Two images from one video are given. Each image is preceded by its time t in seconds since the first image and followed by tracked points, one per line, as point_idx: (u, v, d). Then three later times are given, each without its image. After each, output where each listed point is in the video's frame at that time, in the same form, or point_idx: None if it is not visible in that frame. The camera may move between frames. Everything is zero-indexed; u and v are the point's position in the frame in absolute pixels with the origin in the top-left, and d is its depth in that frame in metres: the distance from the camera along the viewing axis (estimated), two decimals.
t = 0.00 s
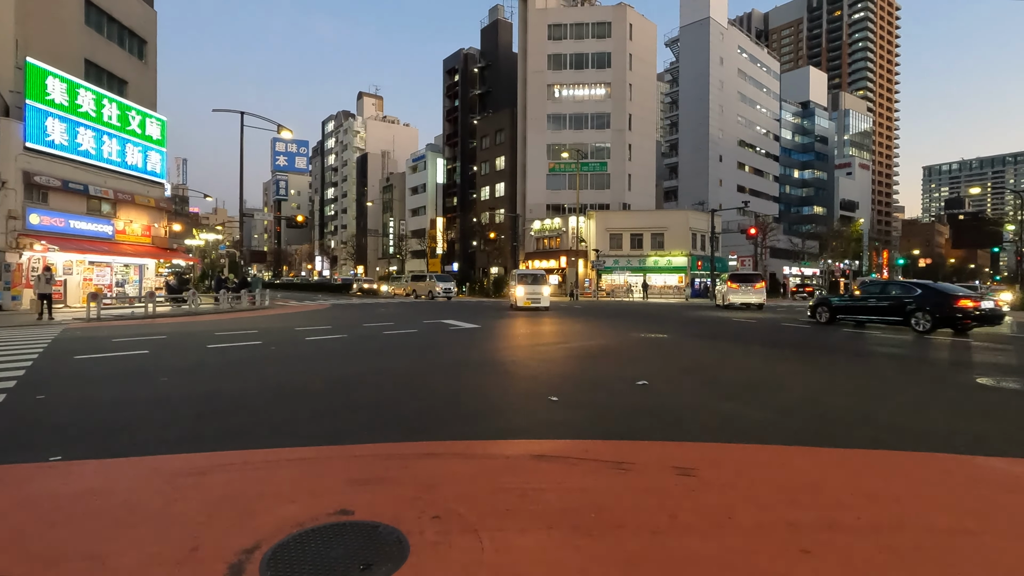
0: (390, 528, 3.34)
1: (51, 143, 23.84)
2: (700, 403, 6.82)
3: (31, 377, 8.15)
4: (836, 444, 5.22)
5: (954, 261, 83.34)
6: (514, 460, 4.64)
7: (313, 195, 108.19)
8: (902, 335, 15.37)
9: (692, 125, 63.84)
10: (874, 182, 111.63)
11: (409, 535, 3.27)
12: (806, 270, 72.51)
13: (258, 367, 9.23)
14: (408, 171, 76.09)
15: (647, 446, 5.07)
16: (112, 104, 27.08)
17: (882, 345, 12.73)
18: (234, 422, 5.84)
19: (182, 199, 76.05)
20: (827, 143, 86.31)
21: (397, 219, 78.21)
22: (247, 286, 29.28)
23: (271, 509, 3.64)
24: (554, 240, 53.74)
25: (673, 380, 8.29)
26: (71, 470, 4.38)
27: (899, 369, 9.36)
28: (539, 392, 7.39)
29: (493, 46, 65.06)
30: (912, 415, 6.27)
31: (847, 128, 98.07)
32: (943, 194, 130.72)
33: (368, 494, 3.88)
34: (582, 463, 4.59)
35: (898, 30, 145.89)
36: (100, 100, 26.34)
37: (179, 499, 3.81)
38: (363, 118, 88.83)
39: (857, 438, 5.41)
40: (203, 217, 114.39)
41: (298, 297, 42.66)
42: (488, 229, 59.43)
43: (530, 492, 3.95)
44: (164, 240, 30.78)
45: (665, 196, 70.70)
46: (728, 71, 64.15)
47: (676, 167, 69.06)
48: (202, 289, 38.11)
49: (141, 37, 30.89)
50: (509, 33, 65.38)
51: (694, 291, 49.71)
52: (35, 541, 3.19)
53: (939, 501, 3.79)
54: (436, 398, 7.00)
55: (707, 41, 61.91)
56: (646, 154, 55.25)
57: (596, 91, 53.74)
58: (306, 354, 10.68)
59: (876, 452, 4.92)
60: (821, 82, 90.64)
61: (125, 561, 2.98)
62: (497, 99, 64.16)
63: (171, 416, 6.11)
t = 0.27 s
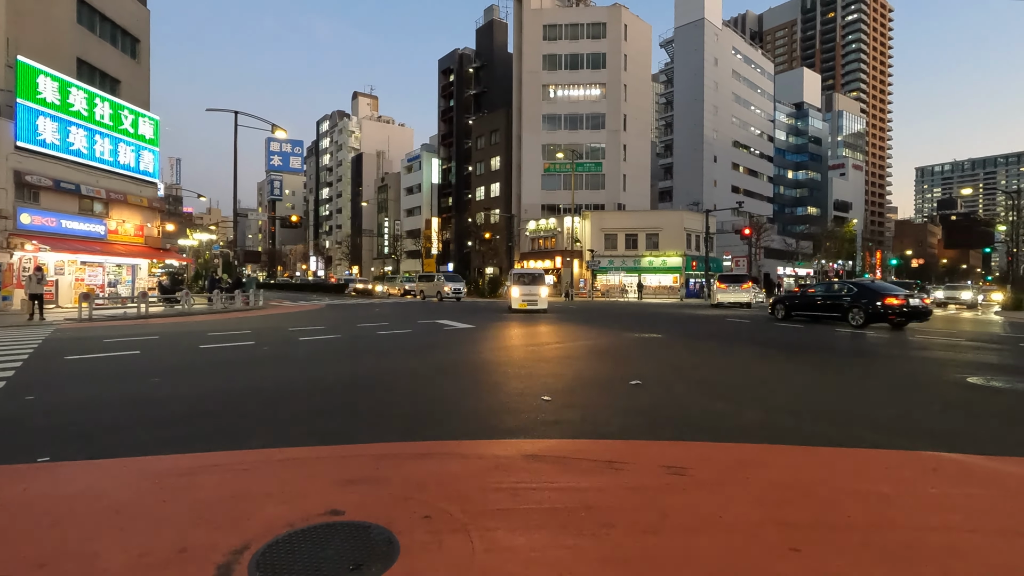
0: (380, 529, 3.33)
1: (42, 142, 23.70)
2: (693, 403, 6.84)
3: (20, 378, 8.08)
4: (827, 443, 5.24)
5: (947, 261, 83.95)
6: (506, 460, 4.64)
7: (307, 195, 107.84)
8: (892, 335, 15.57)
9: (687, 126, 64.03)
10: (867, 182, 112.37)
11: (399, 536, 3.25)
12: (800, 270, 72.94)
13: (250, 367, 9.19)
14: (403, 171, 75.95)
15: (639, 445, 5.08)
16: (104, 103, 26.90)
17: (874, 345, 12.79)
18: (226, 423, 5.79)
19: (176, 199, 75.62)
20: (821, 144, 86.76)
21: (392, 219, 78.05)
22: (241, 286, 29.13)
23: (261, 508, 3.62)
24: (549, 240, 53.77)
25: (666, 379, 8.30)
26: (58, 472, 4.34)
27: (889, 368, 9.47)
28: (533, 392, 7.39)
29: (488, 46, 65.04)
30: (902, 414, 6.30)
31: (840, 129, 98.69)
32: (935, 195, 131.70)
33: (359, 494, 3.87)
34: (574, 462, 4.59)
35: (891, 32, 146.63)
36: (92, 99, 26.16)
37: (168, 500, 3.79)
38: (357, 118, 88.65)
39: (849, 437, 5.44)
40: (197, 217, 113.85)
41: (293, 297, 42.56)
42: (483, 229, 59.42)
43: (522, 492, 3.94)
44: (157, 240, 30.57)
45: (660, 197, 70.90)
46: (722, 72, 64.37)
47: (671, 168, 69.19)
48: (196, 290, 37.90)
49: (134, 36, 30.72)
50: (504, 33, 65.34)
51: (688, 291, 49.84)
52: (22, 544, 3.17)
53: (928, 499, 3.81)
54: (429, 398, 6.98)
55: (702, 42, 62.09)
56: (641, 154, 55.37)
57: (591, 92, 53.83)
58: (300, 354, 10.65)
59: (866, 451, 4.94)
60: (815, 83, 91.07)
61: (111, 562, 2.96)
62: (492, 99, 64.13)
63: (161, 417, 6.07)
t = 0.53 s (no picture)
0: (369, 528, 3.31)
1: (32, 141, 23.53)
2: (685, 402, 6.86)
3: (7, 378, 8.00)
4: (817, 442, 5.27)
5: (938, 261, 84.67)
6: (497, 459, 4.63)
7: (301, 195, 107.55)
8: (883, 334, 15.67)
9: (681, 126, 64.22)
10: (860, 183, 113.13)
11: (389, 535, 3.24)
12: (793, 270, 73.29)
13: (242, 367, 9.14)
14: (398, 171, 75.81)
15: (630, 444, 5.09)
16: (96, 102, 26.69)
17: (865, 345, 12.87)
18: (216, 423, 5.75)
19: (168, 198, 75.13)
20: (814, 145, 87.25)
21: (387, 219, 77.93)
22: (234, 286, 28.99)
23: (249, 509, 3.60)
24: (544, 240, 53.80)
25: (659, 379, 8.32)
26: (44, 472, 4.30)
27: (879, 366, 9.54)
28: (526, 391, 7.39)
29: (483, 46, 65.03)
30: (892, 413, 6.34)
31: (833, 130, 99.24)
32: (927, 196, 132.67)
33: (348, 494, 3.85)
34: (565, 460, 4.59)
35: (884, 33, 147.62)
36: (83, 97, 25.96)
37: (155, 500, 3.75)
38: (352, 117, 88.44)
39: (839, 435, 5.47)
40: (190, 217, 113.27)
41: (287, 296, 42.47)
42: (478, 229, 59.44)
43: (511, 491, 3.94)
44: (149, 240, 30.35)
45: (654, 197, 71.13)
46: (716, 73, 64.59)
47: (665, 168, 69.39)
48: (189, 289, 37.71)
49: (126, 34, 30.51)
50: (499, 33, 65.33)
51: (682, 291, 50.00)
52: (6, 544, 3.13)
53: (915, 496, 3.83)
54: (422, 397, 6.98)
55: (696, 42, 62.25)
56: (635, 155, 55.49)
57: (585, 92, 53.87)
58: (292, 354, 10.62)
59: (855, 450, 4.97)
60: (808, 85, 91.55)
61: (97, 563, 2.93)
62: (487, 99, 64.14)
63: (151, 417, 6.03)
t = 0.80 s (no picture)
0: (361, 528, 3.31)
1: (22, 140, 23.33)
2: (678, 402, 6.89)
3: None
4: (809, 441, 5.28)
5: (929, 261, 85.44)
6: (488, 459, 4.62)
7: (295, 194, 107.14)
8: (874, 334, 15.78)
9: (675, 127, 64.42)
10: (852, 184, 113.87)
11: (380, 535, 3.24)
12: (786, 270, 73.72)
13: (234, 368, 9.09)
14: (392, 171, 75.67)
15: (624, 443, 5.10)
16: (86, 100, 26.45)
17: (857, 344, 12.94)
18: (206, 424, 5.71)
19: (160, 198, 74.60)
20: (807, 146, 87.81)
21: (381, 219, 77.77)
22: (227, 286, 28.81)
23: (239, 510, 3.57)
24: (538, 240, 53.83)
25: (652, 378, 8.35)
26: (31, 473, 4.26)
27: (870, 366, 9.61)
28: (520, 391, 7.40)
29: (477, 46, 65.03)
30: (885, 412, 6.38)
31: (826, 131, 99.88)
32: (918, 197, 133.72)
33: (339, 494, 3.84)
34: (558, 460, 4.61)
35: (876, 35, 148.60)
36: (74, 96, 25.74)
37: (145, 502, 3.72)
38: (346, 117, 88.17)
39: (829, 435, 5.50)
40: (183, 216, 112.56)
41: (281, 297, 42.40)
42: (472, 229, 59.42)
43: (502, 491, 3.94)
44: (141, 240, 30.13)
45: (648, 197, 71.38)
46: (710, 74, 64.82)
47: (659, 168, 69.61)
48: (181, 290, 37.48)
49: (117, 32, 30.29)
50: (493, 33, 65.34)
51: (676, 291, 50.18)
52: None
53: (907, 495, 3.85)
54: (415, 397, 6.96)
55: (690, 44, 62.48)
56: (629, 155, 55.64)
57: (579, 93, 53.94)
58: (285, 355, 10.56)
59: (846, 448, 5.01)
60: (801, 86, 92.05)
61: (82, 566, 2.90)
62: (481, 99, 64.14)
63: (139, 417, 5.97)
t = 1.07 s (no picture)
0: (355, 530, 3.29)
1: (11, 139, 23.10)
2: (673, 402, 6.91)
3: None
4: (802, 440, 5.31)
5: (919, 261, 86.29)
6: (483, 460, 4.61)
7: (287, 194, 106.64)
8: (866, 334, 15.89)
9: (668, 127, 64.61)
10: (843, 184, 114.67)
11: (375, 537, 3.22)
12: (778, 270, 74.19)
13: (227, 368, 9.02)
14: (385, 170, 75.45)
15: (619, 444, 5.11)
16: (76, 99, 26.20)
17: (848, 344, 13.05)
18: (199, 426, 5.67)
19: (151, 197, 74.02)
20: (799, 146, 88.35)
21: (374, 219, 77.58)
22: (219, 286, 28.63)
23: (232, 513, 3.54)
24: (532, 240, 53.83)
25: (647, 379, 8.37)
26: (19, 476, 4.20)
27: (863, 365, 9.67)
28: (514, 392, 7.39)
29: (471, 46, 64.98)
30: (878, 412, 6.43)
31: (817, 132, 100.56)
32: (908, 198, 134.89)
33: (335, 496, 3.82)
34: (553, 461, 4.60)
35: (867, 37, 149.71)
36: (64, 94, 25.50)
37: (137, 505, 3.68)
38: (339, 116, 87.85)
39: (823, 434, 5.52)
40: (174, 216, 111.79)
41: (274, 297, 42.22)
42: (466, 229, 59.34)
43: (497, 492, 3.94)
44: (132, 239, 29.92)
45: (641, 198, 71.63)
46: (703, 74, 65.09)
47: (653, 169, 69.81)
48: (173, 290, 37.25)
49: (108, 30, 30.01)
50: (487, 33, 65.33)
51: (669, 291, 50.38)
52: None
53: (898, 494, 3.88)
54: (409, 398, 6.95)
55: (683, 44, 62.69)
56: (623, 155, 55.79)
57: (573, 93, 53.98)
58: (277, 355, 10.50)
59: (839, 448, 5.04)
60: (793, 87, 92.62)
61: (73, 570, 2.86)
62: (475, 99, 64.09)
63: (130, 419, 5.92)
